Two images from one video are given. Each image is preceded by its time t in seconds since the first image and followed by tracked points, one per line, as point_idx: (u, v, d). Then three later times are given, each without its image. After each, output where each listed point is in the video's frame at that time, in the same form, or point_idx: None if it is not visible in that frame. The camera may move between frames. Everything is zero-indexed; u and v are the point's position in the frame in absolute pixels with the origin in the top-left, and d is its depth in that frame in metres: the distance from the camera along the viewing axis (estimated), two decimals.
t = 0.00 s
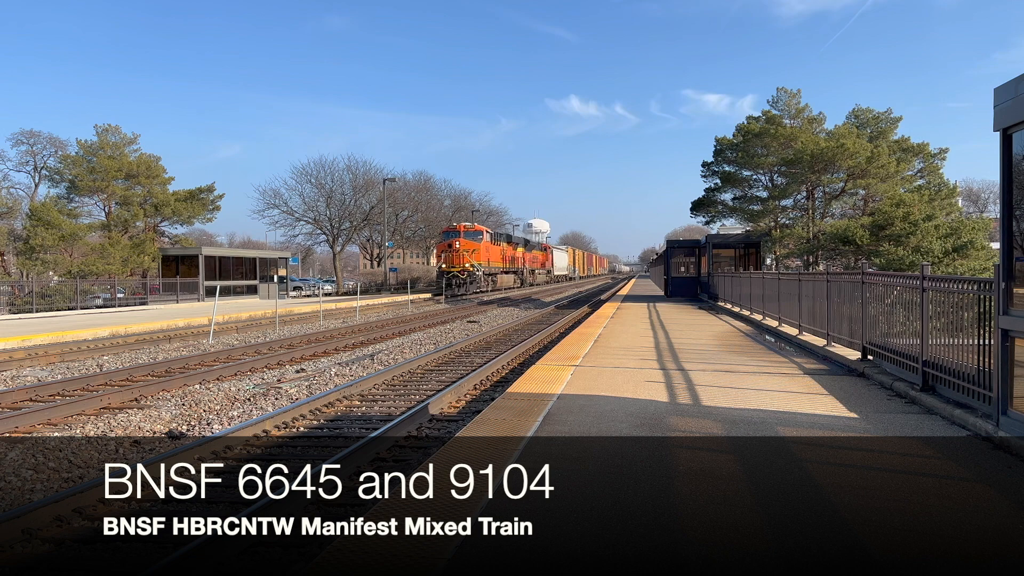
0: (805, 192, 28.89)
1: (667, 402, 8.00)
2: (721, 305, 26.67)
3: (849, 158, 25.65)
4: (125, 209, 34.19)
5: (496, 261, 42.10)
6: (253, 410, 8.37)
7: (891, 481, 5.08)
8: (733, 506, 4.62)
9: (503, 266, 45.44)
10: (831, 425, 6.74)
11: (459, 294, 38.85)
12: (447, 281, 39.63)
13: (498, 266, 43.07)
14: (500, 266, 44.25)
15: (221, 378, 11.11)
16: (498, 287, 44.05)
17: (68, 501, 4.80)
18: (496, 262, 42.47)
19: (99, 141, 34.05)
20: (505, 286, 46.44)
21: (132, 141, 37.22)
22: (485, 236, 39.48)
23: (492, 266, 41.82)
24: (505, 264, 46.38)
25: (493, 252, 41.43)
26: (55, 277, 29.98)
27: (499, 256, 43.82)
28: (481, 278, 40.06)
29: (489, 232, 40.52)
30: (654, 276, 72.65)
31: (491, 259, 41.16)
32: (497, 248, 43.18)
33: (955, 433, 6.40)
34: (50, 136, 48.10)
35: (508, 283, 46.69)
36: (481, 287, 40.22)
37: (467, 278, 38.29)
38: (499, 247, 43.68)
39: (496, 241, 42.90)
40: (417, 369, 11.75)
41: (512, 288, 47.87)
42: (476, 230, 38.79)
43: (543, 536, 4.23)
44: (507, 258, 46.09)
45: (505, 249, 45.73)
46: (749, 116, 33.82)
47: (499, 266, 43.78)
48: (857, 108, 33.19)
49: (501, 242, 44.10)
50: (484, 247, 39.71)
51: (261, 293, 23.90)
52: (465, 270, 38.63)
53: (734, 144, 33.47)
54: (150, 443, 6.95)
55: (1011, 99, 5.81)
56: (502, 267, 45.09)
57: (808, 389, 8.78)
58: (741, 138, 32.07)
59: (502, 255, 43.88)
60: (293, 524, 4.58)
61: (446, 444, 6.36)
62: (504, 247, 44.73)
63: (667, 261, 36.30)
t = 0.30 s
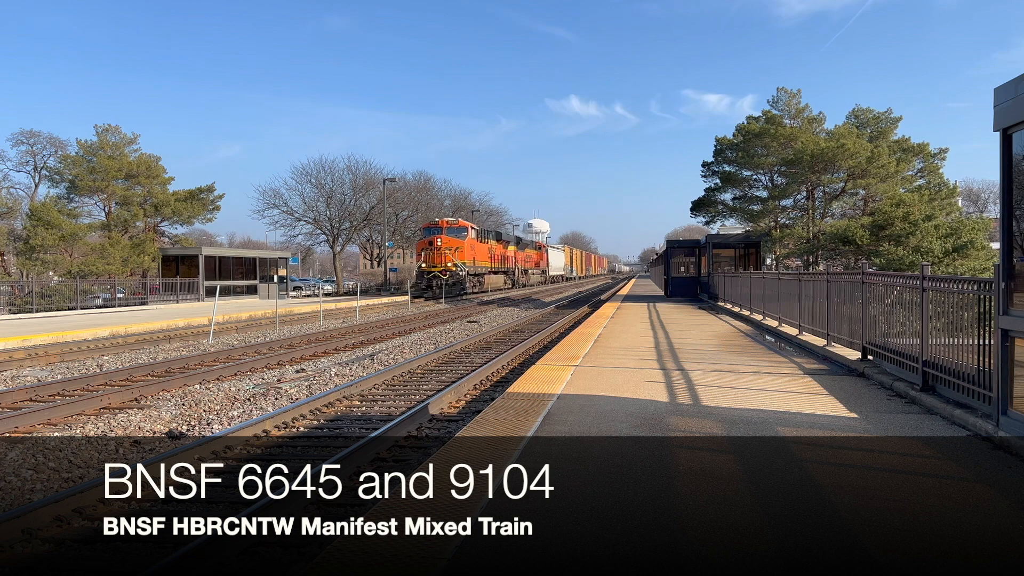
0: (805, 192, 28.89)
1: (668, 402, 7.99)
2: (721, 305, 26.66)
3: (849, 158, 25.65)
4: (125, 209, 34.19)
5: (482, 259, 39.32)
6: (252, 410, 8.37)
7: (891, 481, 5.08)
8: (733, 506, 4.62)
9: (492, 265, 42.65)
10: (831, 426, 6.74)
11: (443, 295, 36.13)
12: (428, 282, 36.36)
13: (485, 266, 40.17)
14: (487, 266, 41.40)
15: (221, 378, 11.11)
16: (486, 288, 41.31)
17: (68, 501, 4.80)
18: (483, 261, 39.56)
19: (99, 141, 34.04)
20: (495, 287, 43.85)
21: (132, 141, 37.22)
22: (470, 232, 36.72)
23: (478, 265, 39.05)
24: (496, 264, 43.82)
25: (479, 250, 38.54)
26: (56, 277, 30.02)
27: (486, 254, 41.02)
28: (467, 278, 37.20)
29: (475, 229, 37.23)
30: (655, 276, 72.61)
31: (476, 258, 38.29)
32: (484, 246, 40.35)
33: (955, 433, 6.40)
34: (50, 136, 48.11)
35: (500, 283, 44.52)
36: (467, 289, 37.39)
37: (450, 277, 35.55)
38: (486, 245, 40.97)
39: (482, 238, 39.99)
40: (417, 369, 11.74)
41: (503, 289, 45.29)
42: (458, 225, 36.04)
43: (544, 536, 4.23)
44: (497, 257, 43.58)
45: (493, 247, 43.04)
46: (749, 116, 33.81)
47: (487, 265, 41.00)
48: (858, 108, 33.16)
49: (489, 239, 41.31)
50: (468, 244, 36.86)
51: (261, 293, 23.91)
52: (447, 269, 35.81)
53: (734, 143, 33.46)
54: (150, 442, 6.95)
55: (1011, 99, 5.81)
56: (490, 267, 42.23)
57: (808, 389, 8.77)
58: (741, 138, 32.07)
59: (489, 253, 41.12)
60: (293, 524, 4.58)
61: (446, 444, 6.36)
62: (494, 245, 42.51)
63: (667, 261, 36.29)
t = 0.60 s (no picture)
0: (805, 192, 28.91)
1: (668, 402, 8.00)
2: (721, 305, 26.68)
3: (849, 158, 25.67)
4: (125, 209, 34.20)
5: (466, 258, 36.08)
6: (253, 410, 8.38)
7: (891, 481, 5.08)
8: (733, 506, 4.63)
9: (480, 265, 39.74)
10: (831, 425, 6.74)
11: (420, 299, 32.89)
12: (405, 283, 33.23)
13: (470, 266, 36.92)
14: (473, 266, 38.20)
15: (221, 378, 11.11)
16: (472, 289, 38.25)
17: (68, 501, 4.80)
18: (467, 260, 36.29)
19: (99, 141, 34.03)
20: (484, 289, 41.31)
21: (132, 141, 37.22)
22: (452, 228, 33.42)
23: (462, 265, 35.78)
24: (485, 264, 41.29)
25: (462, 249, 35.20)
26: (55, 277, 30.04)
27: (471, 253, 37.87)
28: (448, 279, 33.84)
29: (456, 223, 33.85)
30: (655, 276, 72.66)
31: (459, 256, 34.93)
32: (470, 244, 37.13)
33: (955, 433, 6.40)
34: (50, 136, 48.12)
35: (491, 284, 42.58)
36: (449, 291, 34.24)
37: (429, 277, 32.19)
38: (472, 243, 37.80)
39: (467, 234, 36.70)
40: (417, 370, 11.75)
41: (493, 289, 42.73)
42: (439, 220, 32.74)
43: (544, 536, 4.23)
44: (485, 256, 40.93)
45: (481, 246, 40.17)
46: (749, 116, 33.80)
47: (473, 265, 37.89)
48: (857, 108, 33.16)
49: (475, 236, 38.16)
50: (449, 240, 33.52)
51: (261, 293, 23.93)
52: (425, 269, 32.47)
53: (734, 143, 33.46)
54: (150, 443, 6.95)
55: (1011, 99, 5.81)
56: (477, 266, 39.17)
57: (808, 389, 8.77)
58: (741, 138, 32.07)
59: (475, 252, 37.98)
60: (293, 524, 4.58)
61: (446, 444, 6.37)
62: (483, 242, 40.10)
63: (667, 260, 36.29)
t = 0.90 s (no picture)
0: (805, 192, 28.93)
1: (668, 402, 8.00)
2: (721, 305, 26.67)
3: (849, 158, 25.68)
4: (125, 209, 34.20)
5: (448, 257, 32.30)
6: (253, 410, 8.37)
7: (891, 481, 5.08)
8: (733, 506, 4.63)
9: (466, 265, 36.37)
10: (831, 425, 6.74)
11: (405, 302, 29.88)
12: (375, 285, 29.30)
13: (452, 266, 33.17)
14: (457, 266, 34.62)
15: (221, 378, 11.11)
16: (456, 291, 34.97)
17: (68, 501, 4.80)
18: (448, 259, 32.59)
19: (99, 141, 34.04)
20: (472, 292, 38.45)
21: (132, 142, 37.22)
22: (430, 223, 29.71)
23: (443, 265, 32.02)
24: (472, 263, 38.33)
25: (443, 247, 31.47)
26: (56, 277, 30.05)
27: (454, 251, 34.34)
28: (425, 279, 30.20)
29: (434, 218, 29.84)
30: (654, 276, 72.69)
31: (438, 255, 30.97)
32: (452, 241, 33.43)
33: (955, 433, 6.41)
34: (50, 136, 48.09)
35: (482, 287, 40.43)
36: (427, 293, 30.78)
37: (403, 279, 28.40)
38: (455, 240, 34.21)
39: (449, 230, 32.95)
40: (417, 370, 11.74)
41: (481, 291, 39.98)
42: (414, 213, 28.83)
43: (543, 536, 4.23)
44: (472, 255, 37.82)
45: (466, 243, 36.94)
46: (749, 116, 33.79)
47: (456, 264, 34.41)
48: (858, 108, 33.16)
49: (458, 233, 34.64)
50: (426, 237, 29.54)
51: (261, 293, 23.93)
52: (398, 269, 28.58)
53: (734, 143, 33.45)
54: (150, 443, 6.95)
55: (1011, 99, 5.81)
56: (462, 267, 35.63)
57: (807, 389, 8.77)
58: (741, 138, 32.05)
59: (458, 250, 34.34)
60: (293, 524, 4.57)
61: (446, 444, 6.37)
62: (470, 240, 37.37)
63: (667, 260, 36.29)
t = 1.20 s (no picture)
0: (805, 192, 28.90)
1: (668, 402, 8.00)
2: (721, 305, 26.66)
3: (849, 158, 25.68)
4: (125, 209, 34.20)
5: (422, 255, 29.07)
6: (252, 410, 8.37)
7: (891, 482, 5.08)
8: (733, 506, 4.63)
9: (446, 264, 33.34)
10: (831, 426, 6.74)
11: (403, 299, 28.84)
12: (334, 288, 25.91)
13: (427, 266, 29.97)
14: (434, 266, 31.45)
15: (221, 378, 11.11)
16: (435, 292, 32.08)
17: (68, 501, 4.80)
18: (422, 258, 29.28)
19: (99, 141, 34.05)
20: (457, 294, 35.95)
21: (132, 142, 37.24)
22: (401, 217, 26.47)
23: (416, 264, 28.76)
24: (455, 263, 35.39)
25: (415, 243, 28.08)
26: (55, 277, 30.07)
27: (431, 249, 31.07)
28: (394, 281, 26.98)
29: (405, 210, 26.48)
30: (655, 276, 72.71)
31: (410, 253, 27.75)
32: (428, 237, 30.20)
33: (955, 433, 6.41)
34: (50, 135, 48.09)
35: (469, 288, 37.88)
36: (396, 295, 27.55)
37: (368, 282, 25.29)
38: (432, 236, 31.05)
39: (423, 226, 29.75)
40: (417, 370, 11.74)
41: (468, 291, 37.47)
42: (381, 206, 25.55)
43: (543, 537, 4.23)
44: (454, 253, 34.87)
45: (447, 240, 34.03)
46: (749, 116, 33.79)
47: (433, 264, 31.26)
48: (858, 108, 33.15)
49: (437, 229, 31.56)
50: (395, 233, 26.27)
51: (261, 294, 23.92)
52: (360, 269, 25.34)
53: (734, 144, 33.45)
54: (150, 443, 6.95)
55: (1011, 99, 5.81)
56: (440, 266, 32.51)
57: (808, 389, 8.77)
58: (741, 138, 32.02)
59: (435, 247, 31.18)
60: (293, 524, 4.57)
61: (446, 444, 6.36)
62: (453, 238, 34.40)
63: (667, 261, 36.28)
